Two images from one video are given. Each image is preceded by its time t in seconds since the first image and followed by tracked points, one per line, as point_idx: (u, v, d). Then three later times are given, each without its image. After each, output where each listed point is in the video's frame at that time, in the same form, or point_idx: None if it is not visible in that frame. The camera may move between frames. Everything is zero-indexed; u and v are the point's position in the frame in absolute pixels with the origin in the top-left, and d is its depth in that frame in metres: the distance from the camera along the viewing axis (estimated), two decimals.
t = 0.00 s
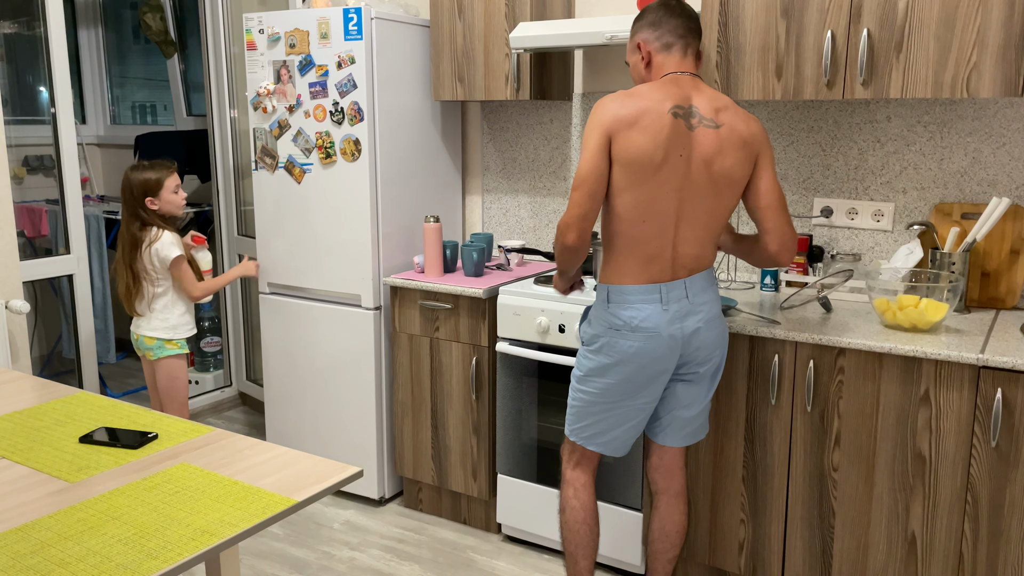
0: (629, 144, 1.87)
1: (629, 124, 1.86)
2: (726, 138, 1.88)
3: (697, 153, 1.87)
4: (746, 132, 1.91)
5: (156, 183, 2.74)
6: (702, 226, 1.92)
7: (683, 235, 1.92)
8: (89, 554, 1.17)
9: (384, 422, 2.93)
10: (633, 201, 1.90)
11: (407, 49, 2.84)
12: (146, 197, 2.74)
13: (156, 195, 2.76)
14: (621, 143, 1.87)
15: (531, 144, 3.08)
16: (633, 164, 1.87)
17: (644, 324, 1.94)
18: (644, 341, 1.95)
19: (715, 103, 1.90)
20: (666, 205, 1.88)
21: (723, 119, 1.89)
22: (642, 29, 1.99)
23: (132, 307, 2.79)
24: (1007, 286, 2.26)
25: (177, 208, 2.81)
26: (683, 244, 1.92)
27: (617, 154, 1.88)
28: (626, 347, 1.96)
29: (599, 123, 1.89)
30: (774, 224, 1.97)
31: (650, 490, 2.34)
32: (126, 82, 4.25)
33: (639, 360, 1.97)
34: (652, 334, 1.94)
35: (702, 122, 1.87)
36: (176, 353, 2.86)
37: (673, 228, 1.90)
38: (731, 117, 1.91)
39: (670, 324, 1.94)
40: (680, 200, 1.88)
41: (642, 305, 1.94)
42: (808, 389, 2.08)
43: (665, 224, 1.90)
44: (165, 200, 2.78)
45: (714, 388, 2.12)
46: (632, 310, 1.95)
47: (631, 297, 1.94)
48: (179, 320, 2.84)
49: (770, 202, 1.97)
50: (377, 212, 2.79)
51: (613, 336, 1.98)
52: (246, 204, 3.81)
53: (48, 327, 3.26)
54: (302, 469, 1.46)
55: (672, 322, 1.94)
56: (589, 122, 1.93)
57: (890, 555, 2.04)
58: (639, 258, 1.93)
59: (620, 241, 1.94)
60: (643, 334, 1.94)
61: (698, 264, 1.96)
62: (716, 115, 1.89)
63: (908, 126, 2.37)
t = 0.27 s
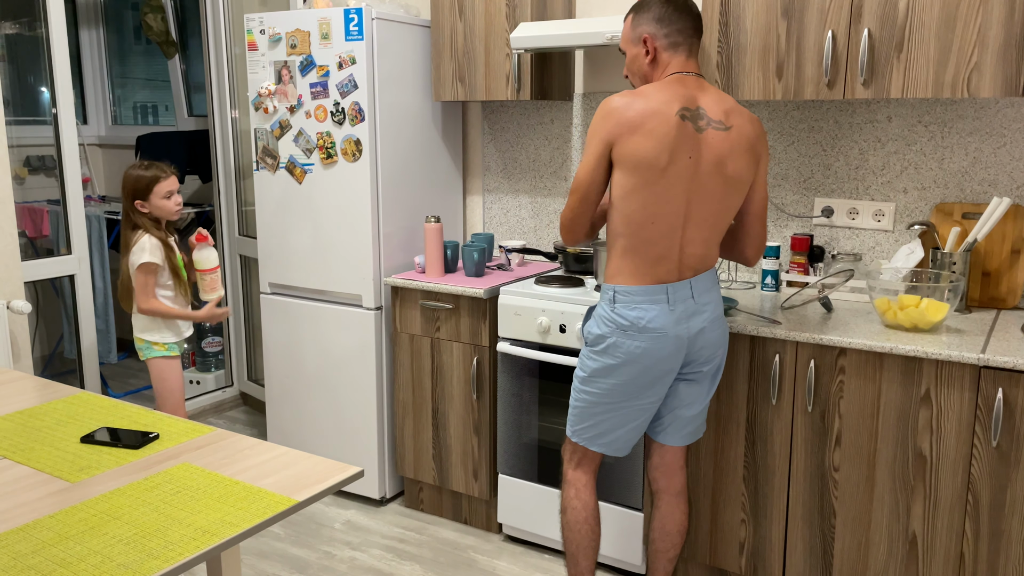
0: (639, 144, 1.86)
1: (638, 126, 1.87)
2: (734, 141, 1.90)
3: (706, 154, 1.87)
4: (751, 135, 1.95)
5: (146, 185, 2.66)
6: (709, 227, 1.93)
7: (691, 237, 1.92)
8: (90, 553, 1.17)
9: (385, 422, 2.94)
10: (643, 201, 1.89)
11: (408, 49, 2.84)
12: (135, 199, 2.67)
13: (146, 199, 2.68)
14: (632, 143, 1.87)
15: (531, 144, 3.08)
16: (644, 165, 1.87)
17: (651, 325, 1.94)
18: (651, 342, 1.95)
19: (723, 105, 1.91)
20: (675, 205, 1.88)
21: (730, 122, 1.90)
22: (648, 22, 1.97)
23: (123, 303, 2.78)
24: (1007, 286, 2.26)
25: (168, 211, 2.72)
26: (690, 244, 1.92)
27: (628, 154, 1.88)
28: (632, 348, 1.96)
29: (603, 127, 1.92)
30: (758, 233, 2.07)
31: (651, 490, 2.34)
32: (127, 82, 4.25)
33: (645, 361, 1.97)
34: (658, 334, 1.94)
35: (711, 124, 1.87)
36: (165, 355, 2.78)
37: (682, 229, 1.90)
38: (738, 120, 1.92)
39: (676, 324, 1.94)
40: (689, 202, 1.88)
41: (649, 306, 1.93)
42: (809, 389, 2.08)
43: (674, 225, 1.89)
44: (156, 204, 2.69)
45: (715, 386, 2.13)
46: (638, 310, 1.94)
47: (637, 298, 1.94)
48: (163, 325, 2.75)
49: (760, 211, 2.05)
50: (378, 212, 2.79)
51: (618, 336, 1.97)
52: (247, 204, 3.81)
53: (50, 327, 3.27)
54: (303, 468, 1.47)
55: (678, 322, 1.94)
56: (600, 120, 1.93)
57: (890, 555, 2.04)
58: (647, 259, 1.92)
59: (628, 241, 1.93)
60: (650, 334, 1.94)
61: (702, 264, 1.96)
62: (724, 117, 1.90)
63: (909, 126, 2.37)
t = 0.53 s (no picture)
0: (649, 142, 1.86)
1: (648, 123, 1.86)
2: (741, 140, 1.91)
3: (715, 153, 1.87)
4: (757, 135, 1.96)
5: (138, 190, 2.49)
6: (715, 226, 1.94)
7: (697, 234, 1.92)
8: (92, 553, 1.17)
9: (387, 422, 2.94)
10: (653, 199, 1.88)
11: (410, 49, 2.84)
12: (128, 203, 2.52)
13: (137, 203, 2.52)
14: (644, 141, 1.86)
15: (533, 144, 3.08)
16: (656, 162, 1.86)
17: (658, 323, 1.94)
18: (658, 340, 1.95)
19: (730, 104, 1.92)
20: (685, 203, 1.88)
21: (737, 121, 1.91)
22: (656, 18, 1.95)
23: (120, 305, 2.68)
24: (1010, 287, 2.26)
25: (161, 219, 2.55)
26: (697, 242, 1.93)
27: (639, 152, 1.87)
28: (638, 346, 1.96)
29: (612, 124, 1.92)
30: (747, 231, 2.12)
31: (652, 490, 2.34)
32: (130, 81, 4.26)
33: (651, 359, 1.97)
34: (665, 332, 1.95)
35: (719, 123, 1.88)
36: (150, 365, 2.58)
37: (690, 227, 1.90)
38: (745, 119, 1.94)
39: (683, 322, 1.95)
40: (697, 200, 1.88)
41: (655, 304, 1.94)
42: (811, 390, 2.08)
43: (682, 223, 1.89)
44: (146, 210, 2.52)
45: (716, 386, 2.14)
46: (645, 309, 1.94)
47: (644, 296, 1.94)
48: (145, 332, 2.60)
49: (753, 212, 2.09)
50: (380, 212, 2.79)
51: (625, 335, 1.97)
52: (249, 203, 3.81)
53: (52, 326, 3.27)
54: (305, 468, 1.47)
55: (685, 321, 1.95)
56: (611, 116, 1.91)
57: (892, 555, 2.04)
58: (655, 256, 1.91)
59: (636, 239, 1.92)
60: (656, 332, 1.95)
61: (707, 262, 1.97)
62: (732, 117, 1.90)
63: (911, 126, 2.37)
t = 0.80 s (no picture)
0: (659, 141, 1.86)
1: (659, 122, 1.86)
2: (747, 140, 1.92)
3: (722, 152, 1.88)
4: (762, 137, 1.98)
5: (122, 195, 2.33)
6: (722, 225, 1.94)
7: (705, 234, 1.92)
8: (97, 551, 1.18)
9: (390, 422, 2.94)
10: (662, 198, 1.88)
11: (415, 50, 2.84)
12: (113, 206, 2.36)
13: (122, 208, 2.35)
14: (652, 140, 1.87)
15: (537, 145, 3.08)
16: (664, 162, 1.86)
17: (665, 323, 1.94)
18: (664, 340, 1.95)
19: (736, 106, 1.94)
20: (693, 203, 1.88)
21: (743, 122, 1.93)
22: (666, 18, 1.94)
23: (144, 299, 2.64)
24: (1014, 289, 2.25)
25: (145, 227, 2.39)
26: (704, 242, 1.93)
27: (648, 151, 1.87)
28: (645, 346, 1.96)
29: (621, 122, 1.91)
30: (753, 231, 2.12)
31: (655, 492, 2.34)
32: (135, 81, 4.25)
33: (658, 358, 1.97)
34: (672, 332, 1.95)
35: (726, 122, 1.89)
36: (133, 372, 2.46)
37: (697, 226, 1.91)
38: (750, 120, 1.95)
39: (689, 322, 1.95)
40: (705, 199, 1.89)
41: (662, 304, 1.94)
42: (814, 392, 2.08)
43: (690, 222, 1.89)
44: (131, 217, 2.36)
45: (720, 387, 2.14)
46: (651, 308, 1.94)
47: (650, 296, 1.94)
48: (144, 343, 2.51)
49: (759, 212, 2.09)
50: (384, 212, 2.79)
51: (631, 334, 1.96)
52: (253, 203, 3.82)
53: (56, 325, 3.29)
54: (309, 468, 1.47)
55: (691, 320, 1.95)
56: (618, 115, 1.92)
57: (895, 557, 2.04)
58: (663, 254, 1.92)
59: (644, 238, 1.92)
60: (663, 332, 1.95)
61: (713, 262, 1.98)
62: (738, 117, 1.92)
63: (916, 128, 2.37)
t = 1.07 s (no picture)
0: (666, 142, 1.85)
1: (667, 123, 1.85)
2: (754, 141, 1.91)
3: (729, 154, 1.88)
4: (770, 140, 1.97)
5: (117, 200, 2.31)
6: (728, 228, 1.94)
7: (710, 235, 1.92)
8: (104, 549, 1.18)
9: (395, 422, 2.94)
10: (667, 199, 1.87)
11: (422, 50, 2.84)
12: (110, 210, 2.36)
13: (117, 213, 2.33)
14: (658, 141, 1.86)
15: (544, 145, 3.08)
16: (670, 163, 1.85)
17: (668, 324, 1.93)
18: (668, 340, 1.95)
19: (744, 108, 1.93)
20: (700, 204, 1.87)
21: (752, 123, 1.92)
22: (679, 17, 1.94)
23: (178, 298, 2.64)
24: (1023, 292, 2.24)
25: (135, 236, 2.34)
26: (709, 244, 1.93)
27: (654, 152, 1.87)
28: (649, 346, 1.96)
29: (629, 122, 1.91)
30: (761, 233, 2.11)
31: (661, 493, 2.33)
32: (142, 80, 4.24)
33: (662, 359, 1.96)
34: (675, 333, 1.94)
35: (733, 124, 1.88)
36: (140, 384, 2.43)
37: (703, 227, 1.90)
38: (758, 122, 1.94)
39: (693, 323, 1.95)
40: (711, 201, 1.88)
41: (665, 304, 1.93)
42: (821, 394, 2.07)
43: (696, 223, 1.89)
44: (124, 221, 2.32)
45: (725, 389, 2.14)
46: (655, 309, 1.93)
47: (654, 297, 1.93)
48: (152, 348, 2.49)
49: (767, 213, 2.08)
50: (390, 212, 2.79)
51: (635, 335, 1.96)
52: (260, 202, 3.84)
53: (63, 323, 3.30)
54: (316, 467, 1.47)
55: (695, 321, 1.95)
56: (624, 115, 1.92)
57: (902, 560, 2.03)
58: (667, 256, 1.91)
59: (649, 238, 1.92)
60: (667, 333, 1.94)
61: (719, 263, 1.97)
62: (746, 119, 1.91)
63: (924, 129, 2.36)
